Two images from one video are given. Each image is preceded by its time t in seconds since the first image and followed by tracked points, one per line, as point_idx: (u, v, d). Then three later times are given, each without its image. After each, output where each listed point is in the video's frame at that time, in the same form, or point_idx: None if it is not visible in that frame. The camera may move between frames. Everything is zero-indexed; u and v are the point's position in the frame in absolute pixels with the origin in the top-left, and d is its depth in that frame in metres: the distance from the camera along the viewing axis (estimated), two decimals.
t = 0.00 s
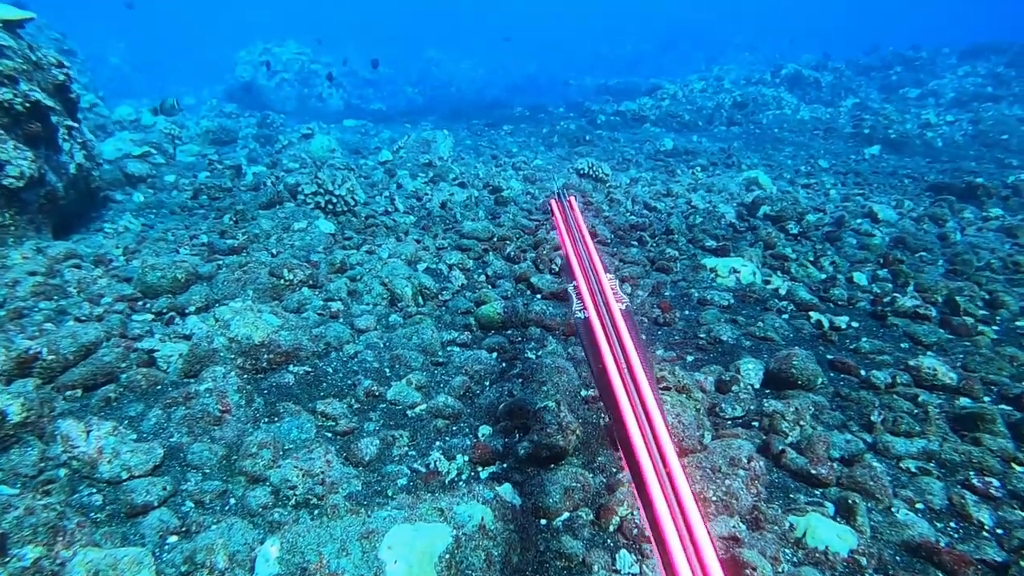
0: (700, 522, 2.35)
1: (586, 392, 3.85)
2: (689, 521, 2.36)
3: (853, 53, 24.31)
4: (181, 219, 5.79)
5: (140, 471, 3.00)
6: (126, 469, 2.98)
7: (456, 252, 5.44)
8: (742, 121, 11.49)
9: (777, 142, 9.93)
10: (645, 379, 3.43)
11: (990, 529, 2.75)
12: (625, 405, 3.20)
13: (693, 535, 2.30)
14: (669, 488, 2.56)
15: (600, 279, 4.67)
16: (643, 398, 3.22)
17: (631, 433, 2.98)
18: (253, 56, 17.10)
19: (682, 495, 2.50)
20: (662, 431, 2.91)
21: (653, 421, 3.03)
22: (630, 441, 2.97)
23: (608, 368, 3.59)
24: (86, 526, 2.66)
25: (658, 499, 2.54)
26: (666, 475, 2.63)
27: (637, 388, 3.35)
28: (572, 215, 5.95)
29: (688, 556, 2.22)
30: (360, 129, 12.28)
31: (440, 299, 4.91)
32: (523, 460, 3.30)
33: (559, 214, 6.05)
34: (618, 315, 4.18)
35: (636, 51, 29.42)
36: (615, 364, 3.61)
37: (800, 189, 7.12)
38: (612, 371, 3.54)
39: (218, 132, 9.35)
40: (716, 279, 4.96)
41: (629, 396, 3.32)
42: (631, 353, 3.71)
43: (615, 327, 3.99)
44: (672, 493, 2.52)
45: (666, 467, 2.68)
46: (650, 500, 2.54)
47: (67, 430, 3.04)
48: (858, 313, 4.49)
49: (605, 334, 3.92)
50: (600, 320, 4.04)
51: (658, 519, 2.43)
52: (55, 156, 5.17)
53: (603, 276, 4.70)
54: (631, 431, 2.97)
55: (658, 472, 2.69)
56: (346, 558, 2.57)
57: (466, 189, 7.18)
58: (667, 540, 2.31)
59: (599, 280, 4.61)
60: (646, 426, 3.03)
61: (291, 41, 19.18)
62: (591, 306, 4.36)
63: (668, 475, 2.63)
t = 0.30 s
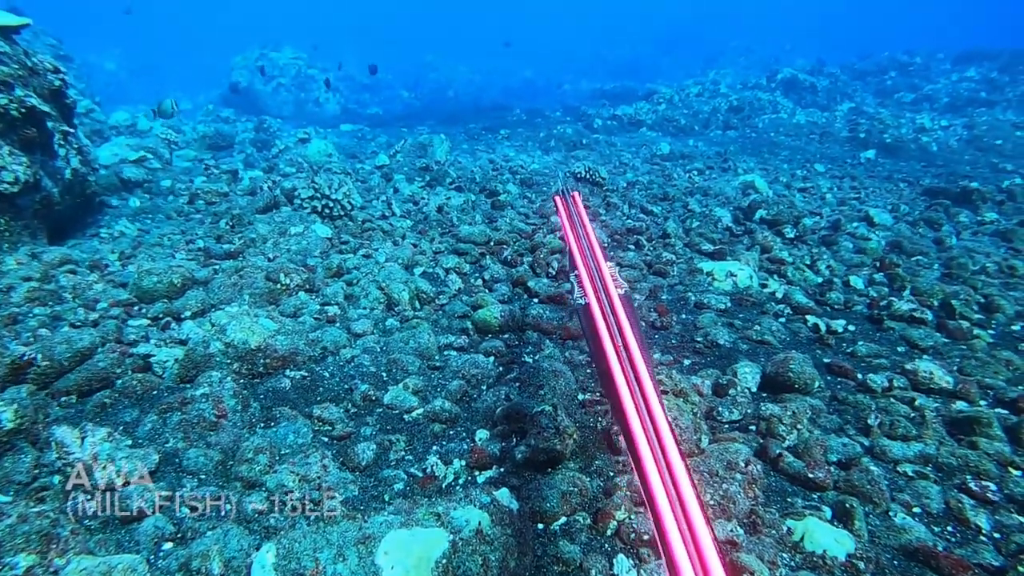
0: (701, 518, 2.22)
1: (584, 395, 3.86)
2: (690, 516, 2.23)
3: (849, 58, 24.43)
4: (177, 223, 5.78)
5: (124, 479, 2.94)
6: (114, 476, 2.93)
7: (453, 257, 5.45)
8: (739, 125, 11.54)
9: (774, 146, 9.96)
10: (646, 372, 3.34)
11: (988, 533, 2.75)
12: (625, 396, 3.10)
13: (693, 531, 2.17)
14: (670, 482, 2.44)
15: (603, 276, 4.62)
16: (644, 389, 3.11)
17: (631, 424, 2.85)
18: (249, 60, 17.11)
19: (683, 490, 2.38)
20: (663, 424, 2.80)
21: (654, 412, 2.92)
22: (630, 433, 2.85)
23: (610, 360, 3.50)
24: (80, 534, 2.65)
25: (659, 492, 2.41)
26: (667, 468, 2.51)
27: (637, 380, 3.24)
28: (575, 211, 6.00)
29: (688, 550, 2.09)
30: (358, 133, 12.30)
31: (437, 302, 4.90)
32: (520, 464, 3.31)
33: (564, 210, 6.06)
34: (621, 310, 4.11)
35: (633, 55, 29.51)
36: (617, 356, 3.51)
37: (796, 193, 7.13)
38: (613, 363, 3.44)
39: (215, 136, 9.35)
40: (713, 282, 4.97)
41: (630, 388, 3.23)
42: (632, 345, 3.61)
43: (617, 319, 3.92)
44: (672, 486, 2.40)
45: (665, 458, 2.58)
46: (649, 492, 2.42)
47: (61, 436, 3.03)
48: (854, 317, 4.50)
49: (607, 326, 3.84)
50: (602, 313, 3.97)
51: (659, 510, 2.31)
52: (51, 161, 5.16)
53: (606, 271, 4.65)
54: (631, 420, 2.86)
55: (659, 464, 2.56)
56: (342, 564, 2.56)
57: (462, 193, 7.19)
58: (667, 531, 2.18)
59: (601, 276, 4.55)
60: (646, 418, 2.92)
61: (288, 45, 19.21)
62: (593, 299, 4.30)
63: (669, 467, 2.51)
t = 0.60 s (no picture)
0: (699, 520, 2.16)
1: (579, 397, 3.86)
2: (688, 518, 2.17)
3: (843, 61, 24.57)
4: (172, 226, 5.76)
5: (122, 480, 2.94)
6: (110, 479, 2.93)
7: (448, 259, 5.45)
8: (734, 128, 11.58)
9: (768, 149, 10.01)
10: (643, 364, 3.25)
11: (980, 533, 2.75)
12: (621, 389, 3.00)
13: (691, 535, 2.10)
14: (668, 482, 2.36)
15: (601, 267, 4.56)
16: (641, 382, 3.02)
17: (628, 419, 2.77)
18: (244, 63, 17.11)
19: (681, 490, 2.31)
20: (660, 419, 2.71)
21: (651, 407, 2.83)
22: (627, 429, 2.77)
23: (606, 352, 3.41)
24: (71, 538, 2.65)
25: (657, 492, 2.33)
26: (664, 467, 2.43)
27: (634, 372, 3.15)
28: (575, 204, 5.96)
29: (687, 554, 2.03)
30: (353, 136, 12.30)
31: (433, 305, 4.90)
32: (515, 466, 3.31)
33: (564, 205, 6.01)
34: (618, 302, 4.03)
35: (628, 58, 29.61)
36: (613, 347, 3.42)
37: (791, 195, 7.16)
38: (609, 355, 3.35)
39: (210, 139, 9.33)
40: (708, 284, 4.98)
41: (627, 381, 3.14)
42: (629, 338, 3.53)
43: (614, 312, 3.85)
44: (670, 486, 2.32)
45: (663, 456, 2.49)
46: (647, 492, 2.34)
47: (53, 440, 3.06)
48: (849, 319, 4.51)
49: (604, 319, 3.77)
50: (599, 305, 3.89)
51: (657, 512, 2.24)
52: (43, 164, 5.14)
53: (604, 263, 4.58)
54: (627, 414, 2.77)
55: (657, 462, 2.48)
56: (337, 566, 2.54)
57: (458, 196, 7.19)
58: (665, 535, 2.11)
59: (599, 268, 4.47)
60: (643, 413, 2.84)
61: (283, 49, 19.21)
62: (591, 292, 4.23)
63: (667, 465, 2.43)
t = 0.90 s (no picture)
0: (687, 506, 2.00)
1: (570, 399, 3.87)
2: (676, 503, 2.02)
3: (832, 63, 24.79)
4: (160, 228, 5.71)
5: (120, 481, 2.96)
6: (109, 479, 2.94)
7: (439, 261, 5.43)
8: (724, 131, 11.65)
9: (758, 151, 10.07)
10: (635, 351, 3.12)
11: (965, 532, 2.78)
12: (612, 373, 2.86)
13: (678, 521, 1.95)
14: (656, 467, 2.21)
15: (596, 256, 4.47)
16: (632, 367, 2.87)
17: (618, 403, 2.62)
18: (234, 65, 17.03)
19: (670, 475, 2.16)
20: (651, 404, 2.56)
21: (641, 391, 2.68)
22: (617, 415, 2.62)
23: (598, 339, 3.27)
24: (53, 545, 2.60)
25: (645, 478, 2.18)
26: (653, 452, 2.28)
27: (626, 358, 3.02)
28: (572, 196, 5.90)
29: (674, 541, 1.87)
30: (345, 138, 12.26)
31: (423, 308, 4.89)
32: (506, 470, 3.31)
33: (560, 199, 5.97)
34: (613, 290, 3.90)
35: (620, 60, 29.73)
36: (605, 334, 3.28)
37: (780, 197, 7.20)
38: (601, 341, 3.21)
39: (199, 141, 9.27)
40: (698, 286, 5.00)
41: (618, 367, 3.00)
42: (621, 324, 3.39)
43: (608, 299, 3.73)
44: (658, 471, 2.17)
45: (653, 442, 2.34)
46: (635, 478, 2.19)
47: (36, 446, 3.02)
48: (837, 320, 4.54)
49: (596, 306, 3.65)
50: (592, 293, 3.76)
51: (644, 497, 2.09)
52: (27, 165, 5.08)
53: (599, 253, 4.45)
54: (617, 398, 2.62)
55: (644, 445, 2.34)
56: (325, 571, 2.55)
57: (449, 198, 7.18)
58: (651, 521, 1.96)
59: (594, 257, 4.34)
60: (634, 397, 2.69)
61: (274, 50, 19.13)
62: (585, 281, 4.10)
63: (656, 450, 2.28)
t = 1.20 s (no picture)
0: (697, 511, 2.41)
1: (567, 404, 3.87)
2: (687, 509, 2.43)
3: (827, 66, 24.89)
4: (157, 233, 5.70)
5: (120, 481, 2.99)
6: (109, 478, 2.97)
7: (436, 266, 5.43)
8: (720, 133, 11.67)
9: (754, 154, 10.09)
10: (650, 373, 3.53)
11: (962, 536, 2.78)
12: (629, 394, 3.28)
13: (689, 523, 2.36)
14: (671, 480, 2.63)
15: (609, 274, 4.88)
16: (647, 389, 3.29)
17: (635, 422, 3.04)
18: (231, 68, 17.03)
19: (683, 488, 2.58)
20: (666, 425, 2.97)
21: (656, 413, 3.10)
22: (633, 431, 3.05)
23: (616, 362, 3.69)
24: (50, 553, 2.57)
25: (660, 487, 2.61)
26: (668, 467, 2.70)
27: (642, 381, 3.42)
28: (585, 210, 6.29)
29: (684, 539, 2.29)
30: (341, 142, 12.26)
31: (420, 312, 4.88)
32: (503, 475, 3.31)
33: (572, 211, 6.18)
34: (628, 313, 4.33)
35: (617, 63, 29.78)
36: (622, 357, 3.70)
37: (776, 200, 7.21)
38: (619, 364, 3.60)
39: (196, 145, 9.27)
40: (695, 290, 5.01)
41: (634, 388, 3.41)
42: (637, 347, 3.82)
43: (624, 320, 4.16)
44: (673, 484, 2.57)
45: (667, 458, 2.77)
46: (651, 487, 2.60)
47: (33, 452, 3.01)
48: (834, 323, 4.54)
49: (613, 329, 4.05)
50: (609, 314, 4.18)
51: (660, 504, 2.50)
52: (23, 170, 5.07)
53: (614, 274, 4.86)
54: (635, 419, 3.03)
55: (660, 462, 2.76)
56: None
57: (446, 202, 7.18)
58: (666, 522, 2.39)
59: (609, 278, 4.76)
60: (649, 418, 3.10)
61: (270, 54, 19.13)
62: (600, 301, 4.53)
63: (670, 466, 2.71)
